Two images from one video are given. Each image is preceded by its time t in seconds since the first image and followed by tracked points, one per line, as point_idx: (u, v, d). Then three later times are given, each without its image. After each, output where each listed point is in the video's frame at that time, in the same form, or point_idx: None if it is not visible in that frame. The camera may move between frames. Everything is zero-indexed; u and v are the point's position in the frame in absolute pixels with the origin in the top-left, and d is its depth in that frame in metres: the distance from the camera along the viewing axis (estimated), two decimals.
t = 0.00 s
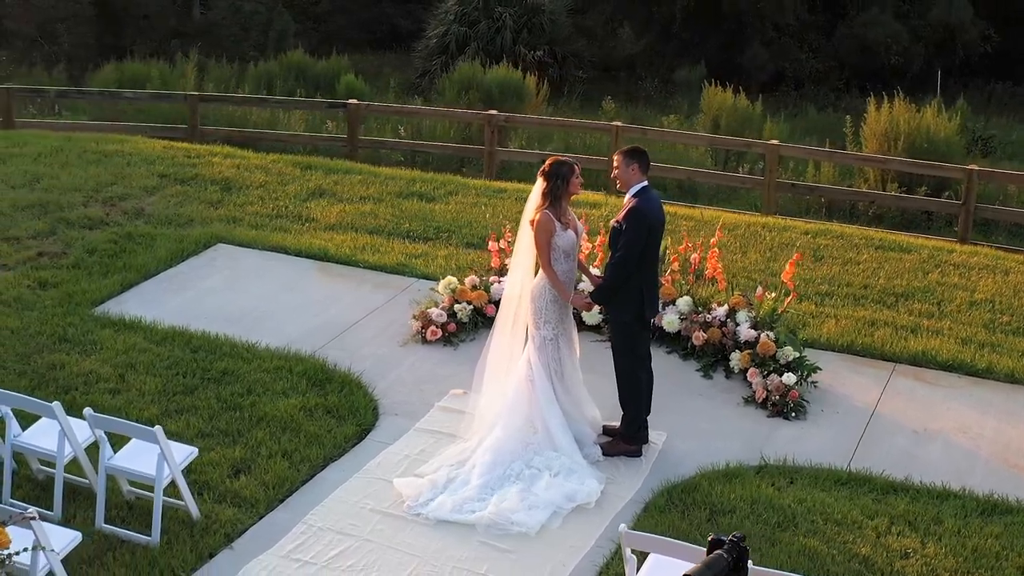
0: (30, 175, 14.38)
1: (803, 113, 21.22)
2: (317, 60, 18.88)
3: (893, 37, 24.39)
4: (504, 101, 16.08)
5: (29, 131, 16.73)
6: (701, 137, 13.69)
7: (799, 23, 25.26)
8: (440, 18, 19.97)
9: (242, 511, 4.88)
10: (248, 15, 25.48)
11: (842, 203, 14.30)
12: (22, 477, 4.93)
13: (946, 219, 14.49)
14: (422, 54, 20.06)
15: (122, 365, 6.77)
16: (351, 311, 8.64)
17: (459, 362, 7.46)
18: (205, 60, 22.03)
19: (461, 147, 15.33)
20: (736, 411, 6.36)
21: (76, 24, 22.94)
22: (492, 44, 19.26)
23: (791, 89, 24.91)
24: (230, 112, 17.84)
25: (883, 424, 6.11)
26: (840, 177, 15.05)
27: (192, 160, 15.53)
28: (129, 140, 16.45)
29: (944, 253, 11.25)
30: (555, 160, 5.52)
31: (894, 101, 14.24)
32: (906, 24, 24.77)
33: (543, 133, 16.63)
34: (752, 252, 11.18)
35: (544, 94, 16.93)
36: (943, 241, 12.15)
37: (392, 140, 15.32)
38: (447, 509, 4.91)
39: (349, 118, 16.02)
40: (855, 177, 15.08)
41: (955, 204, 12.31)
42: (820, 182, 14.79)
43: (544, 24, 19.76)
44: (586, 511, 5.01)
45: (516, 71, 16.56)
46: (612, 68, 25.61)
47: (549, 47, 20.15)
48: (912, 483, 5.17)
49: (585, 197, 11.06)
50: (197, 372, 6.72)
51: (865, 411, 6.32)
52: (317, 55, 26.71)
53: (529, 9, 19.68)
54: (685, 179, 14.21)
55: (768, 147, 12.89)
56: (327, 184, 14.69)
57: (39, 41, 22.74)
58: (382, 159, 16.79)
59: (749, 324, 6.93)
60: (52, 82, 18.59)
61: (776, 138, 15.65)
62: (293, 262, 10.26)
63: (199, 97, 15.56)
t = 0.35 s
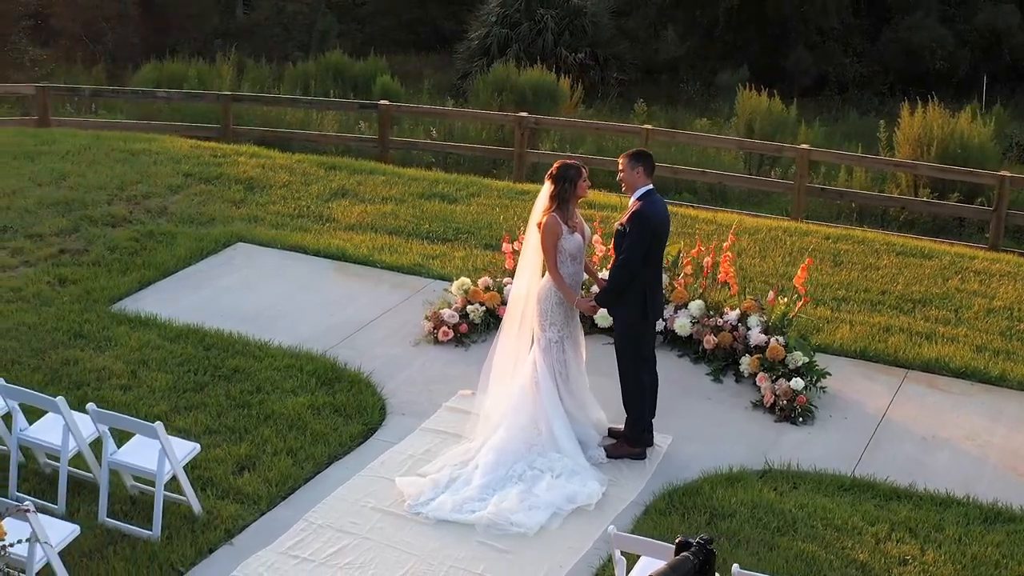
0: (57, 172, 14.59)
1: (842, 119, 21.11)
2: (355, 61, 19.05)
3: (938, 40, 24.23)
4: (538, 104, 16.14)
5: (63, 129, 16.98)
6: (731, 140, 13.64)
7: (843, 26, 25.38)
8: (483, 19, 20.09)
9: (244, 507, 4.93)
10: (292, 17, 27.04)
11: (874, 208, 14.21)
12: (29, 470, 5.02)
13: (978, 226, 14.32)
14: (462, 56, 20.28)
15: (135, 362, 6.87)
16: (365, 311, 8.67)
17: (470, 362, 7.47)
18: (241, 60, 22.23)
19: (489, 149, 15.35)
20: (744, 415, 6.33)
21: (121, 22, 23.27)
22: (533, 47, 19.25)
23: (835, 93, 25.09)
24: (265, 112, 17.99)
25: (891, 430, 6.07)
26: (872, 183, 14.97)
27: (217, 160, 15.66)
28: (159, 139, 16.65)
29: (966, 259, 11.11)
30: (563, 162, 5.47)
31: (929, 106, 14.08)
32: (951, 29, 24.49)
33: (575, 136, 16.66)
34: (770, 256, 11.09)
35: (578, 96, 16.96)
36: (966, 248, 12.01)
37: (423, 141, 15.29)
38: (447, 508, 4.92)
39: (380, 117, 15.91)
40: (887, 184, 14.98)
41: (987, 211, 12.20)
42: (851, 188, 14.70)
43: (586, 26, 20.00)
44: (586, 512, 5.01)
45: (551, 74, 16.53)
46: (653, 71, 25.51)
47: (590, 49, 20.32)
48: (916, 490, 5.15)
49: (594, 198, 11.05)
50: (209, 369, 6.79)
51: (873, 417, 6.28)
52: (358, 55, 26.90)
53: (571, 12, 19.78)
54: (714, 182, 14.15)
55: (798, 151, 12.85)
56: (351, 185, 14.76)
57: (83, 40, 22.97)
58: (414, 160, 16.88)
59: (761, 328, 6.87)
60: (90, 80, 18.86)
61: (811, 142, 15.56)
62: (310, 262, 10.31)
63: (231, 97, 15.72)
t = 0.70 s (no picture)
0: (78, 171, 14.75)
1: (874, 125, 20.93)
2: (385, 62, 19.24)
3: (976, 45, 24.04)
4: (565, 106, 16.17)
5: (91, 127, 17.18)
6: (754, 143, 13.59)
7: (880, 29, 25.17)
8: (516, 20, 20.45)
9: (242, 504, 4.97)
10: (328, 17, 26.52)
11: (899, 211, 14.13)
12: (32, 465, 5.10)
13: (1004, 231, 14.18)
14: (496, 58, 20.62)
15: (143, 358, 6.97)
16: (374, 311, 8.68)
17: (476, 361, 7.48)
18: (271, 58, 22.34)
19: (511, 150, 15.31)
20: (747, 419, 6.30)
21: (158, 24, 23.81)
22: (567, 48, 19.56)
23: (871, 96, 24.74)
24: (293, 113, 18.07)
25: (894, 436, 6.02)
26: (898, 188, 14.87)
27: (236, 159, 15.76)
28: (181, 138, 16.79)
29: (980, 265, 10.96)
30: (566, 165, 5.39)
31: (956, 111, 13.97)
32: (990, 32, 24.37)
33: (600, 139, 16.68)
34: (782, 257, 11.00)
35: (605, 98, 16.98)
36: (984, 254, 11.89)
37: (447, 143, 15.30)
38: (443, 508, 4.93)
39: (404, 118, 15.84)
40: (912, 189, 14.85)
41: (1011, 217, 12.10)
42: (877, 193, 14.62)
43: (620, 28, 20.27)
44: (582, 514, 5.01)
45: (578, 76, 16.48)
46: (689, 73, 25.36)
47: (624, 51, 20.57)
48: (914, 496, 5.14)
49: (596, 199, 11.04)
50: (216, 367, 6.86)
51: (877, 422, 6.24)
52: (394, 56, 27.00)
53: (605, 14, 20.12)
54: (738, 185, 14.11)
55: (821, 155, 12.80)
56: (368, 185, 14.82)
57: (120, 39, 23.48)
58: (441, 162, 16.96)
59: (767, 332, 6.83)
60: (121, 80, 19.08)
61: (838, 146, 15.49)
62: (322, 261, 10.33)
63: (255, 97, 15.86)
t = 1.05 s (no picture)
0: (95, 169, 14.88)
1: (903, 131, 20.80)
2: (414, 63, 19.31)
3: (1013, 50, 23.75)
4: (590, 109, 16.20)
5: (117, 126, 17.37)
6: (775, 146, 13.55)
7: (917, 33, 25.00)
8: (549, 21, 20.68)
9: (234, 501, 5.03)
10: (362, 18, 27.58)
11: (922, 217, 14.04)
12: (30, 459, 5.17)
13: None
14: (529, 59, 21.01)
15: (146, 356, 7.05)
16: (380, 310, 8.69)
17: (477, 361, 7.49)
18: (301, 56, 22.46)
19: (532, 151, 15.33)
20: (745, 423, 6.28)
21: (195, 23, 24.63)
22: (600, 51, 19.84)
23: (906, 101, 24.59)
24: (317, 113, 18.15)
25: (891, 442, 5.99)
26: (921, 194, 14.77)
27: (253, 159, 15.86)
28: (199, 138, 16.92)
29: (991, 271, 10.86)
30: (563, 167, 5.30)
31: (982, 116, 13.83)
32: None
33: (623, 142, 16.67)
34: (793, 259, 10.95)
35: (631, 100, 16.98)
36: (998, 259, 11.78)
37: (467, 144, 15.32)
38: (434, 507, 4.95)
39: (426, 120, 15.86)
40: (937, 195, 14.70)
41: None
42: (899, 199, 14.52)
43: (654, 31, 20.38)
44: (572, 516, 5.01)
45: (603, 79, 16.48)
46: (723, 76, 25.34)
47: (658, 53, 20.64)
48: (907, 502, 5.12)
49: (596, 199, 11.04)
50: (218, 365, 6.91)
51: (876, 427, 6.21)
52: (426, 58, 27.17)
53: (639, 16, 20.20)
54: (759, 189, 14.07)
55: (842, 160, 12.73)
56: (381, 186, 14.87)
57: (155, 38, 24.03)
58: (466, 164, 17.01)
59: (768, 336, 6.80)
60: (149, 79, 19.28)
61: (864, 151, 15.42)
62: (331, 261, 10.36)
63: (277, 97, 15.97)
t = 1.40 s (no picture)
0: (104, 168, 14.99)
1: (925, 135, 20.69)
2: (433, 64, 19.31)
3: None
4: (607, 111, 16.22)
5: (132, 125, 17.51)
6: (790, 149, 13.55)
7: (946, 37, 24.85)
8: (575, 23, 21.16)
9: (221, 498, 5.06)
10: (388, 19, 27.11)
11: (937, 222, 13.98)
12: (22, 455, 5.23)
13: None
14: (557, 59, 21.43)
15: (142, 353, 7.10)
16: (380, 309, 8.71)
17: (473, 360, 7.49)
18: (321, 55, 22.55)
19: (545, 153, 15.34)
20: (736, 426, 6.27)
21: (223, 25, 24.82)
22: (625, 52, 20.11)
23: (934, 105, 24.65)
24: (333, 113, 18.21)
25: (881, 447, 5.98)
26: (937, 199, 14.71)
27: (262, 159, 15.95)
28: (210, 138, 17.02)
29: (994, 276, 10.78)
30: (552, 169, 5.32)
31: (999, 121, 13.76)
32: None
33: (637, 144, 16.71)
34: (794, 261, 10.90)
35: (649, 103, 17.01)
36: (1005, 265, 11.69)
37: (481, 146, 15.32)
38: (419, 506, 4.97)
39: (440, 121, 15.91)
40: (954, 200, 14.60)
41: None
42: (915, 203, 14.46)
43: (679, 33, 20.55)
44: (556, 517, 5.02)
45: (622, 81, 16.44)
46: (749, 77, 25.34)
47: (683, 55, 20.80)
48: (894, 506, 5.12)
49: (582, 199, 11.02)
50: (213, 363, 6.95)
51: (867, 432, 6.20)
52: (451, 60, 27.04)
53: (663, 19, 20.44)
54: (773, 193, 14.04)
55: (855, 163, 12.69)
56: (387, 186, 14.93)
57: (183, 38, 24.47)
58: (483, 165, 17.07)
59: (762, 339, 6.77)
60: (167, 79, 19.43)
61: (882, 156, 15.38)
62: (334, 262, 10.38)
63: (294, 97, 16.05)
